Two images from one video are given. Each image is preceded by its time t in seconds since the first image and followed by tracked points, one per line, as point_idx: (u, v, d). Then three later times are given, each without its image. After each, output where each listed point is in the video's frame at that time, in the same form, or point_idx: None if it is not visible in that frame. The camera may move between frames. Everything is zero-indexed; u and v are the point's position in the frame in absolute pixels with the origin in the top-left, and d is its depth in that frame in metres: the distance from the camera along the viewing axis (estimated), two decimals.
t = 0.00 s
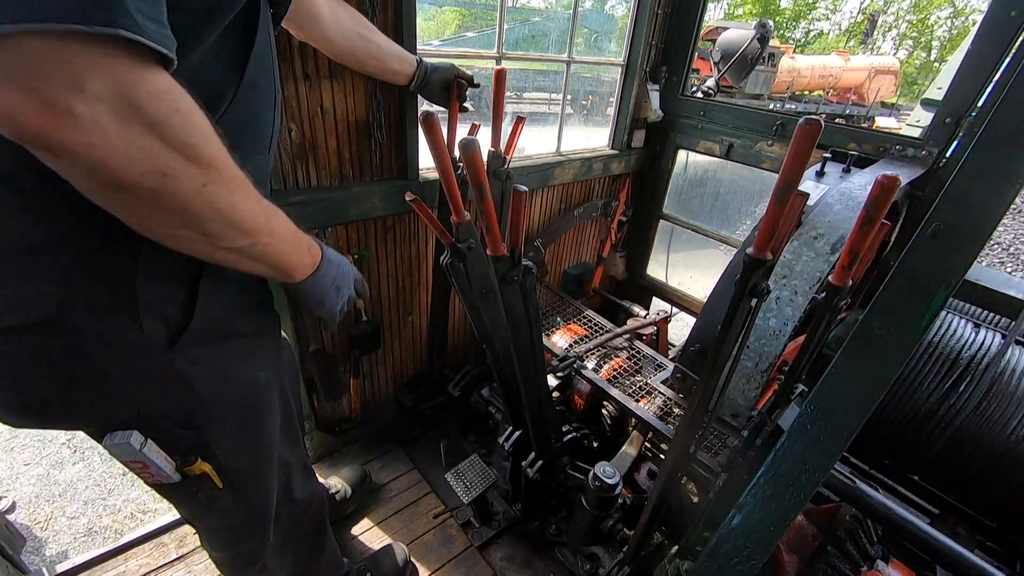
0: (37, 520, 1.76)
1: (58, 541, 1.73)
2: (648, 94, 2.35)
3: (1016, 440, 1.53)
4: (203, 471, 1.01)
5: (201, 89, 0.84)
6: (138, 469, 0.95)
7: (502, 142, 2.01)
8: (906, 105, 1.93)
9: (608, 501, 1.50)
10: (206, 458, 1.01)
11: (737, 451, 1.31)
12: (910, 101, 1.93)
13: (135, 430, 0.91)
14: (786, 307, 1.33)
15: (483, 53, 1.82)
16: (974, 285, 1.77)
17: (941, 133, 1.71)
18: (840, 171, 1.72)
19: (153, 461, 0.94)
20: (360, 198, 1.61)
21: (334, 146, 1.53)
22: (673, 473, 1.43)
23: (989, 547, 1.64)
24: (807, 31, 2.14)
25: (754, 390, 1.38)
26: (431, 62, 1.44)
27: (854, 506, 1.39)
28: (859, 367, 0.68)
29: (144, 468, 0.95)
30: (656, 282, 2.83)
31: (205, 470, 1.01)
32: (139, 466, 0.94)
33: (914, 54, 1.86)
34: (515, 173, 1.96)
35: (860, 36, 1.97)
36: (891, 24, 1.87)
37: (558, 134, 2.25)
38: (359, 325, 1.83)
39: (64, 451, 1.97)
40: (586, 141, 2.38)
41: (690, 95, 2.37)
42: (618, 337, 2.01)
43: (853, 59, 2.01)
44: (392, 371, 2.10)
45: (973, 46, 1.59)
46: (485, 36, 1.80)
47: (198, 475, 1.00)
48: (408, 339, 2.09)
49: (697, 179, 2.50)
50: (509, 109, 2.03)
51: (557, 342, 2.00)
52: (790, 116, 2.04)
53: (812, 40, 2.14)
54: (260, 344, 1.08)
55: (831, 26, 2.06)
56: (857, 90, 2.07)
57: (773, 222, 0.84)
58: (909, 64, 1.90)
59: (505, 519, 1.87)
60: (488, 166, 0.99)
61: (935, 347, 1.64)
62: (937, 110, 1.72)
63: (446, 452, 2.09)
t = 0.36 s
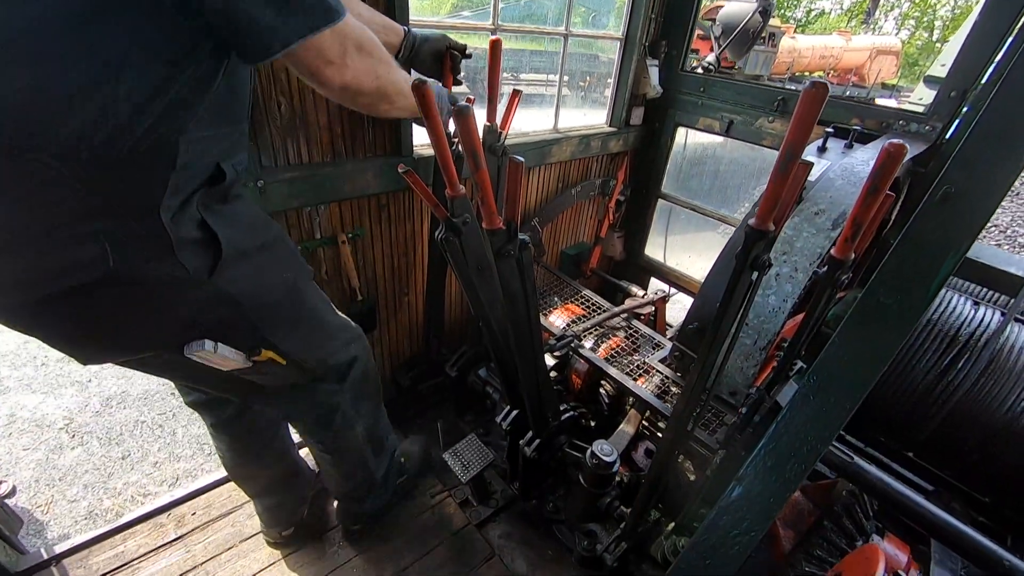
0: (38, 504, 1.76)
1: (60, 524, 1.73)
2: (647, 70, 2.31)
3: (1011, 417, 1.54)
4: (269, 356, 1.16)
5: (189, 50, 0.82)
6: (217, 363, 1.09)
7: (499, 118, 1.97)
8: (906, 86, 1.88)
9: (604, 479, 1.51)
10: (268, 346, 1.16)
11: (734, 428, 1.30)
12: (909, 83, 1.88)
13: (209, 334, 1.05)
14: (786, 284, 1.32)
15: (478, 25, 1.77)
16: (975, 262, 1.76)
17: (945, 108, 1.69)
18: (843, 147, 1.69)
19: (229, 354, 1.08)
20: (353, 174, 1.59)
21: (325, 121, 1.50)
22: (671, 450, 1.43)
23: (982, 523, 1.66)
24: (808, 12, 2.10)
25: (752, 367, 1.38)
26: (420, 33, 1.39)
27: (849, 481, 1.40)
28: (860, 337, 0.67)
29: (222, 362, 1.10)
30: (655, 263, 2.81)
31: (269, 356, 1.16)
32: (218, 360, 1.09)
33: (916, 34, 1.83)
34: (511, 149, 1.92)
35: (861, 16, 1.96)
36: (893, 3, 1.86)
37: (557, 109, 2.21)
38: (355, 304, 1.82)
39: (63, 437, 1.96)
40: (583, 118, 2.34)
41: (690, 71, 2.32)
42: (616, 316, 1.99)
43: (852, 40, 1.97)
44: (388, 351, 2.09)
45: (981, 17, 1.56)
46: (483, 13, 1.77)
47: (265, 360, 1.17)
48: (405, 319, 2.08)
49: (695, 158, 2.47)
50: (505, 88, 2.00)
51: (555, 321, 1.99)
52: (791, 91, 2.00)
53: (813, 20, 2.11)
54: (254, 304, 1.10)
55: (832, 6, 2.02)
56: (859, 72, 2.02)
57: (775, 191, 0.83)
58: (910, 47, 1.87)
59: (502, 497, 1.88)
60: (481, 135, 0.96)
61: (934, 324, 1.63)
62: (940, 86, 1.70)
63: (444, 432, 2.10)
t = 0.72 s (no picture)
0: (35, 491, 1.74)
1: (57, 510, 1.71)
2: (646, 45, 2.25)
3: (1007, 395, 1.54)
4: (311, 336, 1.16)
5: (171, 10, 0.78)
6: (273, 342, 1.13)
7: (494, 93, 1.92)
8: (903, 70, 1.82)
9: (601, 458, 1.50)
10: (313, 326, 1.17)
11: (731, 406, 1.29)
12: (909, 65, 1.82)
13: (269, 308, 1.09)
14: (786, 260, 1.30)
15: None
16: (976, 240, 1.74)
17: (949, 83, 1.66)
18: (844, 123, 1.67)
19: (285, 329, 1.12)
20: (343, 150, 1.56)
21: (314, 96, 1.46)
22: (668, 429, 1.42)
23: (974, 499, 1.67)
24: None
25: (751, 345, 1.37)
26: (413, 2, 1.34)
27: (845, 458, 1.39)
28: (867, 305, 0.65)
29: (278, 340, 1.13)
30: (652, 244, 2.79)
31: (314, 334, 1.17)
32: (274, 339, 1.13)
33: (915, 15, 1.78)
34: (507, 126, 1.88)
35: None
36: None
37: (553, 83, 2.16)
38: (348, 286, 1.79)
39: (57, 424, 1.91)
40: (579, 95, 2.30)
41: (689, 47, 2.27)
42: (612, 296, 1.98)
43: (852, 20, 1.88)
44: (383, 333, 2.07)
45: None
46: None
47: (309, 340, 1.17)
48: (399, 301, 2.05)
49: (693, 137, 2.44)
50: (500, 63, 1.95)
51: (551, 302, 1.97)
52: (792, 66, 1.97)
53: None
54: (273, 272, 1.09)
55: None
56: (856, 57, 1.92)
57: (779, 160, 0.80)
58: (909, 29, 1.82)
59: (499, 477, 1.88)
60: (474, 103, 0.96)
61: (933, 303, 1.62)
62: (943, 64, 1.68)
63: (440, 413, 2.10)
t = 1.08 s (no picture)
0: (22, 486, 1.69)
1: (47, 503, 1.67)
2: (635, 24, 2.22)
3: (995, 372, 1.55)
4: (287, 332, 1.14)
5: None
6: (245, 344, 1.11)
7: (481, 73, 1.88)
8: (891, 55, 1.82)
9: (593, 441, 1.49)
10: (287, 321, 1.14)
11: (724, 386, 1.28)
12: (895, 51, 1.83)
13: (235, 312, 1.06)
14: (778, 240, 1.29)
15: None
16: (965, 220, 1.75)
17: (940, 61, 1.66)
18: (836, 102, 1.65)
19: (256, 332, 1.09)
20: (327, 132, 1.52)
21: (295, 75, 1.41)
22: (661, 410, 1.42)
23: (959, 475, 1.70)
24: None
25: (742, 326, 1.36)
26: None
27: (838, 436, 1.42)
28: (868, 278, 0.66)
29: (250, 341, 1.11)
30: (642, 228, 2.78)
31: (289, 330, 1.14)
32: (246, 341, 1.10)
33: None
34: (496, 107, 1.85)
35: None
36: None
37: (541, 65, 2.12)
38: (335, 272, 1.76)
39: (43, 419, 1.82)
40: (569, 77, 2.26)
41: (680, 26, 2.23)
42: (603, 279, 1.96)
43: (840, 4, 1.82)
44: (372, 320, 2.04)
45: None
46: None
47: (285, 336, 1.15)
48: (388, 287, 2.02)
49: (684, 119, 2.42)
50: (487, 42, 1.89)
51: (542, 286, 1.95)
52: (784, 46, 1.95)
53: None
54: (232, 270, 1.04)
55: None
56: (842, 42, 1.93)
57: (773, 131, 0.79)
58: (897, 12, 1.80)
59: (492, 462, 1.87)
60: (459, 74, 0.93)
61: (923, 283, 1.62)
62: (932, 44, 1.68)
63: (432, 400, 2.09)
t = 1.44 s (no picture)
0: None
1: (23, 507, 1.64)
2: (619, 11, 2.20)
3: (973, 352, 1.58)
4: (234, 331, 1.11)
5: None
6: (181, 346, 1.05)
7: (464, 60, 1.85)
8: (870, 44, 1.86)
9: (583, 429, 1.49)
10: (232, 321, 1.10)
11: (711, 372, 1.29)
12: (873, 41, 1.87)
13: (165, 316, 1.00)
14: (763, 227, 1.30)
15: None
16: (945, 204, 1.78)
17: (921, 46, 1.66)
18: (820, 88, 1.66)
19: (192, 334, 1.03)
20: (306, 121, 1.49)
21: (271, 60, 1.37)
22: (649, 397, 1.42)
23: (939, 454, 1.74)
24: None
25: (729, 312, 1.37)
26: None
27: (823, 418, 1.44)
28: (856, 256, 0.66)
29: (186, 344, 1.05)
30: (629, 216, 2.79)
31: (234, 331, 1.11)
32: (182, 343, 1.05)
33: None
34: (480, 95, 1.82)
35: None
36: None
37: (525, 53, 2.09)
38: (318, 264, 1.73)
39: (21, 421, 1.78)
40: (553, 65, 2.24)
41: (664, 13, 2.22)
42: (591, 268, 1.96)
43: None
44: (358, 313, 2.01)
45: None
46: None
47: (230, 336, 1.11)
48: (374, 279, 2.00)
49: (668, 107, 2.42)
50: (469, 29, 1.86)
51: (529, 276, 1.94)
52: (767, 32, 1.95)
53: None
54: (158, 277, 0.97)
55: None
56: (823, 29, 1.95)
57: (759, 113, 0.78)
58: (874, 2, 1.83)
59: (481, 454, 1.87)
60: (441, 53, 0.90)
61: (906, 267, 1.63)
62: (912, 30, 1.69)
63: (420, 392, 2.07)
